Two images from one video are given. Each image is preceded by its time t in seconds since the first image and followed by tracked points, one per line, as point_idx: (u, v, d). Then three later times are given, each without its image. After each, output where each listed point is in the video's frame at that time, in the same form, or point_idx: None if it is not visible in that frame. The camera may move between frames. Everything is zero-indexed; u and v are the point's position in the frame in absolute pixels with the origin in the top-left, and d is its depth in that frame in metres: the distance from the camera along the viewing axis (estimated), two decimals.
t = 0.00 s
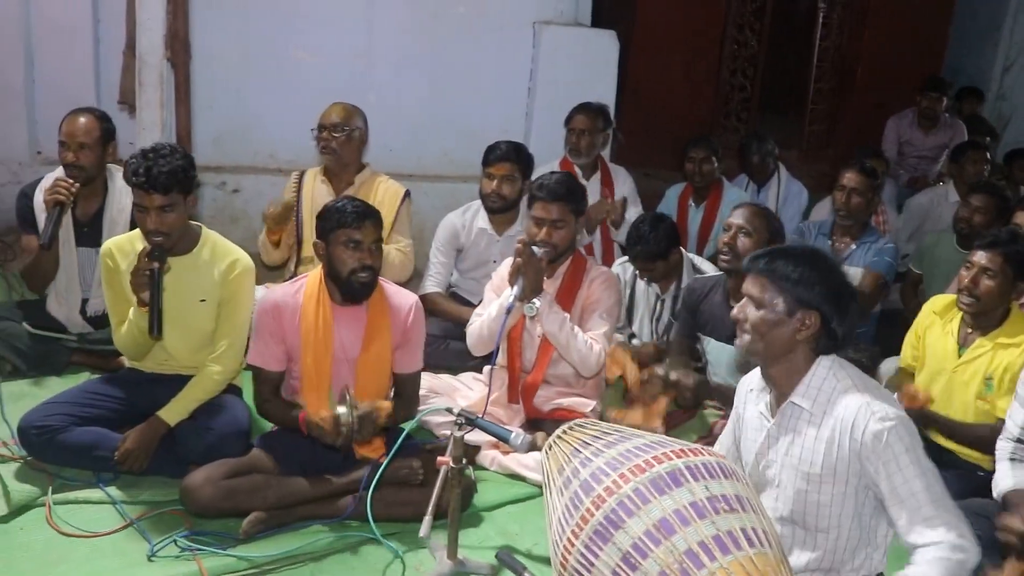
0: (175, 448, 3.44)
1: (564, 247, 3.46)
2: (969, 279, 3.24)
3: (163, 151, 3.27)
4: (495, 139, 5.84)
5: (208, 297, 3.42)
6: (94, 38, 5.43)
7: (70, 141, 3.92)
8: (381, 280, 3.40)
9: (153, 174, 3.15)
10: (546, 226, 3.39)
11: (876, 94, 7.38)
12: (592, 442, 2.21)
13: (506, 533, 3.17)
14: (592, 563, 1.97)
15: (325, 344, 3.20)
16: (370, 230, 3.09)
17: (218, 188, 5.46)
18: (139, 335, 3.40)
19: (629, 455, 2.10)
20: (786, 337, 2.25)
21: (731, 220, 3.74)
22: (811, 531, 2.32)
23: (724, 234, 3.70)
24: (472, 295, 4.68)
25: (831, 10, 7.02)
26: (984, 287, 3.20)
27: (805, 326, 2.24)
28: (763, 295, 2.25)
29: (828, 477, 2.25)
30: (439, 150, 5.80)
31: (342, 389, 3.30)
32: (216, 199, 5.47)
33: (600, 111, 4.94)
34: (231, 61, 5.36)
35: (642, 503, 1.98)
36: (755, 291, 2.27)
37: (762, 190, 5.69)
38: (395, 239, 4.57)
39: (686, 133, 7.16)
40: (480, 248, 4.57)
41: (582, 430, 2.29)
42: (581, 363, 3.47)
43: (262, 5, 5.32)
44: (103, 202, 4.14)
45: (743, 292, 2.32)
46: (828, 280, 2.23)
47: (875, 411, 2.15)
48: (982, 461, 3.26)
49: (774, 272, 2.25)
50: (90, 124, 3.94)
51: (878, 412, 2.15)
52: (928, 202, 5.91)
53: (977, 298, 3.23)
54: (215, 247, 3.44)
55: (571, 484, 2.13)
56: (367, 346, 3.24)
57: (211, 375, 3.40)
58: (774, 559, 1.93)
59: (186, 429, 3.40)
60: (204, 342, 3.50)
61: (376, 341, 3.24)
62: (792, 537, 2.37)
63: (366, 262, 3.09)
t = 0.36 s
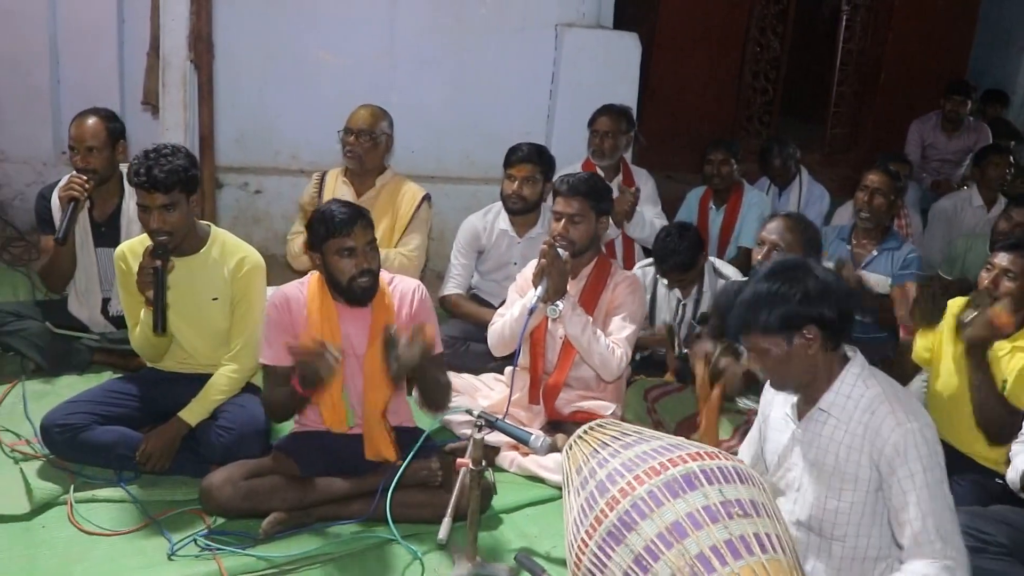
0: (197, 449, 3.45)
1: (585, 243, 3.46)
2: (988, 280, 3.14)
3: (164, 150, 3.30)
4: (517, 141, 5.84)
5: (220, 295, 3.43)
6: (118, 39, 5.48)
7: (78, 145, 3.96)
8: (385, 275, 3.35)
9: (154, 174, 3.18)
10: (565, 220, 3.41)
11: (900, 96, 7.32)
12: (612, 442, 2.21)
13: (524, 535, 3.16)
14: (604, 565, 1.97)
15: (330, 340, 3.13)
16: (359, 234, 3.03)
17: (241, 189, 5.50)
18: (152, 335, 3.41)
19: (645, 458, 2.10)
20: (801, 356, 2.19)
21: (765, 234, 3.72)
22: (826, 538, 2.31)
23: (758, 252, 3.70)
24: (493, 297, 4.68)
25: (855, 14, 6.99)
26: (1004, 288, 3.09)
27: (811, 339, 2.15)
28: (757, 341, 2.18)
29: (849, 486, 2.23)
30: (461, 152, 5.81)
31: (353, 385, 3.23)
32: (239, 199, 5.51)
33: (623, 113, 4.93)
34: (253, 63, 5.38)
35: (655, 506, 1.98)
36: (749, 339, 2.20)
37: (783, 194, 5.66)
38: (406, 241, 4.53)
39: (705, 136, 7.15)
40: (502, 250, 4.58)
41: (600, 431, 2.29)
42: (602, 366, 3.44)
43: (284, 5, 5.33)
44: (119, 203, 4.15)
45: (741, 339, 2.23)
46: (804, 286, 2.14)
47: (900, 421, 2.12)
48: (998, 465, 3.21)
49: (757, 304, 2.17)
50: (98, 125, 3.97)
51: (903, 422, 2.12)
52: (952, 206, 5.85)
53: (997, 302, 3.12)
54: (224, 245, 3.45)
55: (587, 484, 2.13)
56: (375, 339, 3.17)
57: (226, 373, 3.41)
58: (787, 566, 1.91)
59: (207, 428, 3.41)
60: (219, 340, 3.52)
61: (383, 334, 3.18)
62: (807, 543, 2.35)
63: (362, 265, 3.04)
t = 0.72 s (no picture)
0: (202, 448, 3.45)
1: (584, 250, 3.45)
2: (993, 291, 3.10)
3: (186, 146, 3.32)
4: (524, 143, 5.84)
5: (233, 296, 3.44)
6: (127, 38, 5.49)
7: (88, 142, 3.97)
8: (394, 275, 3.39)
9: (176, 167, 3.20)
10: (563, 228, 3.39)
11: (907, 100, 7.30)
12: (609, 443, 2.20)
13: (529, 536, 3.15)
14: (601, 569, 1.98)
15: (336, 345, 3.18)
16: (371, 226, 3.09)
17: (247, 188, 5.50)
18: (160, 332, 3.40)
19: (642, 460, 2.10)
20: (796, 358, 2.20)
21: (776, 235, 3.72)
22: (832, 542, 2.31)
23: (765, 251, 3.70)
24: (499, 298, 4.68)
25: (864, 15, 6.99)
26: (1008, 299, 3.06)
27: (814, 342, 2.19)
28: (763, 322, 2.18)
29: (852, 489, 2.22)
30: (469, 153, 5.81)
31: (356, 387, 3.29)
32: (245, 198, 5.51)
33: (631, 114, 4.93)
34: (261, 62, 5.39)
35: (651, 511, 1.98)
36: (755, 318, 2.20)
37: (790, 196, 5.65)
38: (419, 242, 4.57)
39: (713, 138, 7.14)
40: (508, 250, 4.58)
41: (598, 431, 2.28)
42: (604, 377, 3.46)
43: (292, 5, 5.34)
44: (127, 202, 4.18)
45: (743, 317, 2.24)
46: (829, 288, 2.16)
47: (903, 424, 2.11)
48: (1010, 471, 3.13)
49: (775, 291, 2.18)
50: (106, 124, 3.97)
51: (905, 426, 2.10)
52: (959, 211, 5.85)
53: (1002, 310, 3.09)
54: (241, 246, 3.47)
55: (584, 487, 2.13)
56: (379, 343, 3.23)
57: (237, 373, 3.43)
58: (784, 570, 1.92)
59: (212, 427, 3.42)
60: (229, 341, 3.52)
61: (388, 337, 3.22)
62: (812, 545, 2.36)
63: (372, 256, 3.08)
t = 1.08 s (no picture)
0: (216, 447, 3.47)
1: (585, 259, 3.42)
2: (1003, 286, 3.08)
3: (217, 146, 3.32)
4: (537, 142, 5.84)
5: (255, 297, 3.46)
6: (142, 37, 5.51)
7: (113, 143, 3.99)
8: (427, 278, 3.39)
9: (208, 167, 3.22)
10: (561, 241, 3.37)
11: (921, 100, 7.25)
12: (619, 451, 2.20)
13: (541, 536, 3.15)
14: None
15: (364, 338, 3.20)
16: (410, 231, 3.07)
17: (261, 187, 5.52)
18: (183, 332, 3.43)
19: (653, 467, 2.10)
20: (817, 348, 2.22)
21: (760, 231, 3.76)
22: (844, 548, 2.28)
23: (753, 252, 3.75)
24: (511, 298, 4.69)
25: (877, 15, 7.01)
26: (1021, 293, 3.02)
27: (835, 339, 2.21)
28: (788, 308, 2.23)
29: (862, 495, 2.21)
30: (481, 153, 5.81)
31: (380, 386, 3.27)
32: (259, 197, 5.53)
33: (643, 113, 4.92)
34: (274, 61, 5.41)
35: (664, 517, 1.98)
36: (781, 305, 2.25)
37: (803, 196, 5.63)
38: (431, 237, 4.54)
39: (727, 137, 7.12)
40: (520, 250, 4.58)
41: (610, 437, 2.28)
42: (611, 388, 3.48)
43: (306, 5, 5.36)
44: (147, 202, 4.20)
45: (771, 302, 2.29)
46: (860, 293, 2.21)
47: (911, 429, 2.11)
48: None
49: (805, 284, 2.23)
50: (133, 125, 3.99)
51: (914, 430, 2.10)
52: (973, 211, 5.81)
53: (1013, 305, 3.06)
54: (265, 248, 3.49)
55: (597, 494, 2.13)
56: (408, 341, 3.23)
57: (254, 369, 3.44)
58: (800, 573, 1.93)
59: (225, 425, 3.43)
60: (248, 342, 3.53)
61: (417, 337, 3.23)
62: (825, 551, 2.33)
63: (407, 261, 3.08)
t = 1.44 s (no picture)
0: (230, 445, 3.48)
1: (593, 270, 3.42)
2: None
3: (218, 145, 3.33)
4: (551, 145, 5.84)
5: (262, 294, 3.47)
6: (159, 38, 5.55)
7: (122, 142, 4.01)
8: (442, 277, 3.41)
9: (209, 167, 3.23)
10: (569, 254, 3.36)
11: (937, 104, 7.17)
12: (632, 456, 2.20)
13: (554, 538, 3.15)
14: None
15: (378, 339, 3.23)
16: (430, 231, 3.09)
17: (275, 188, 5.53)
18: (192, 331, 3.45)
19: (668, 472, 2.10)
20: (844, 348, 2.22)
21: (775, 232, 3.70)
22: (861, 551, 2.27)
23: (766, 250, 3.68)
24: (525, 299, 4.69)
25: (894, 18, 7.01)
26: None
27: (869, 340, 2.21)
28: (820, 309, 2.22)
29: (883, 499, 2.20)
30: (495, 154, 5.81)
31: (393, 382, 3.33)
32: (273, 198, 5.54)
33: (659, 116, 4.91)
34: (290, 61, 5.43)
35: (679, 523, 1.98)
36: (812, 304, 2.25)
37: (818, 199, 5.62)
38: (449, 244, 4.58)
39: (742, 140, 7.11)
40: (534, 252, 4.60)
41: (624, 441, 2.29)
42: (622, 398, 3.49)
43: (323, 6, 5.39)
44: (159, 201, 4.22)
45: (802, 303, 2.29)
46: (890, 290, 2.20)
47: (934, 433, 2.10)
48: None
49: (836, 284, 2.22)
50: (141, 123, 4.02)
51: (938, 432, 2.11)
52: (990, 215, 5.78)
53: None
54: (269, 245, 3.50)
55: (611, 499, 2.13)
56: (422, 344, 3.26)
57: (265, 370, 3.45)
58: None
59: (239, 424, 3.44)
60: (258, 340, 3.55)
61: (432, 340, 3.26)
62: (841, 555, 2.33)
63: (425, 262, 3.09)
